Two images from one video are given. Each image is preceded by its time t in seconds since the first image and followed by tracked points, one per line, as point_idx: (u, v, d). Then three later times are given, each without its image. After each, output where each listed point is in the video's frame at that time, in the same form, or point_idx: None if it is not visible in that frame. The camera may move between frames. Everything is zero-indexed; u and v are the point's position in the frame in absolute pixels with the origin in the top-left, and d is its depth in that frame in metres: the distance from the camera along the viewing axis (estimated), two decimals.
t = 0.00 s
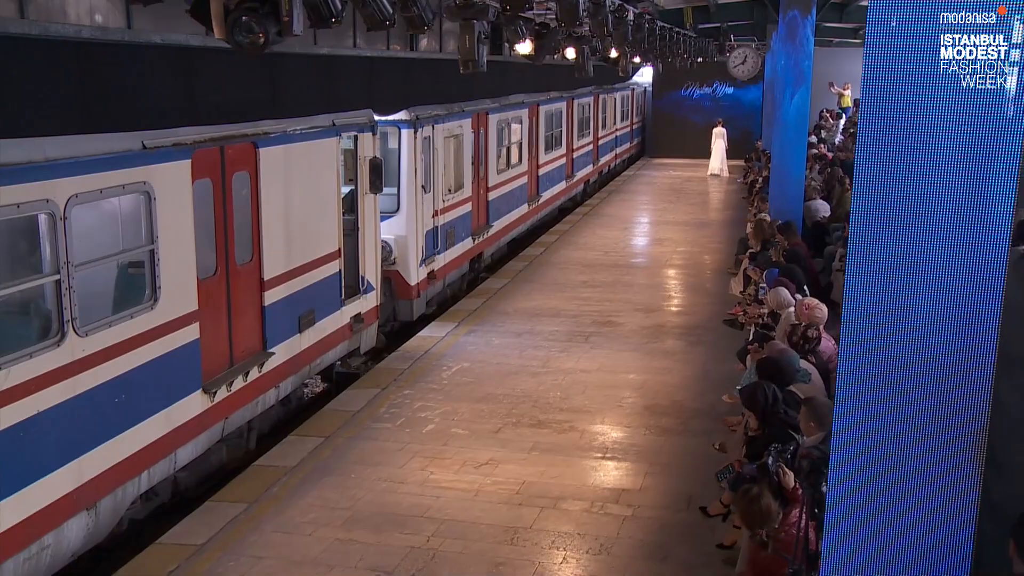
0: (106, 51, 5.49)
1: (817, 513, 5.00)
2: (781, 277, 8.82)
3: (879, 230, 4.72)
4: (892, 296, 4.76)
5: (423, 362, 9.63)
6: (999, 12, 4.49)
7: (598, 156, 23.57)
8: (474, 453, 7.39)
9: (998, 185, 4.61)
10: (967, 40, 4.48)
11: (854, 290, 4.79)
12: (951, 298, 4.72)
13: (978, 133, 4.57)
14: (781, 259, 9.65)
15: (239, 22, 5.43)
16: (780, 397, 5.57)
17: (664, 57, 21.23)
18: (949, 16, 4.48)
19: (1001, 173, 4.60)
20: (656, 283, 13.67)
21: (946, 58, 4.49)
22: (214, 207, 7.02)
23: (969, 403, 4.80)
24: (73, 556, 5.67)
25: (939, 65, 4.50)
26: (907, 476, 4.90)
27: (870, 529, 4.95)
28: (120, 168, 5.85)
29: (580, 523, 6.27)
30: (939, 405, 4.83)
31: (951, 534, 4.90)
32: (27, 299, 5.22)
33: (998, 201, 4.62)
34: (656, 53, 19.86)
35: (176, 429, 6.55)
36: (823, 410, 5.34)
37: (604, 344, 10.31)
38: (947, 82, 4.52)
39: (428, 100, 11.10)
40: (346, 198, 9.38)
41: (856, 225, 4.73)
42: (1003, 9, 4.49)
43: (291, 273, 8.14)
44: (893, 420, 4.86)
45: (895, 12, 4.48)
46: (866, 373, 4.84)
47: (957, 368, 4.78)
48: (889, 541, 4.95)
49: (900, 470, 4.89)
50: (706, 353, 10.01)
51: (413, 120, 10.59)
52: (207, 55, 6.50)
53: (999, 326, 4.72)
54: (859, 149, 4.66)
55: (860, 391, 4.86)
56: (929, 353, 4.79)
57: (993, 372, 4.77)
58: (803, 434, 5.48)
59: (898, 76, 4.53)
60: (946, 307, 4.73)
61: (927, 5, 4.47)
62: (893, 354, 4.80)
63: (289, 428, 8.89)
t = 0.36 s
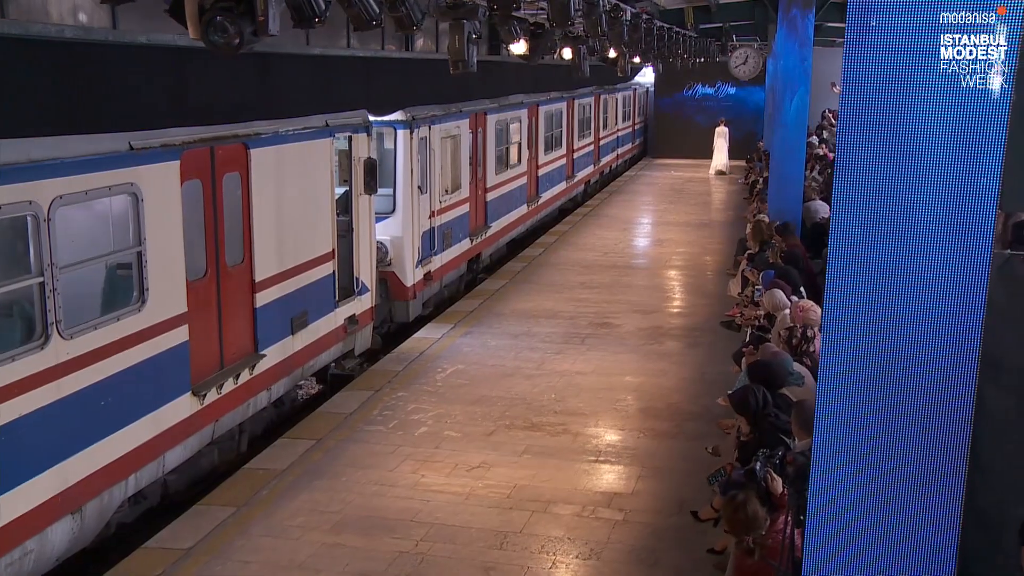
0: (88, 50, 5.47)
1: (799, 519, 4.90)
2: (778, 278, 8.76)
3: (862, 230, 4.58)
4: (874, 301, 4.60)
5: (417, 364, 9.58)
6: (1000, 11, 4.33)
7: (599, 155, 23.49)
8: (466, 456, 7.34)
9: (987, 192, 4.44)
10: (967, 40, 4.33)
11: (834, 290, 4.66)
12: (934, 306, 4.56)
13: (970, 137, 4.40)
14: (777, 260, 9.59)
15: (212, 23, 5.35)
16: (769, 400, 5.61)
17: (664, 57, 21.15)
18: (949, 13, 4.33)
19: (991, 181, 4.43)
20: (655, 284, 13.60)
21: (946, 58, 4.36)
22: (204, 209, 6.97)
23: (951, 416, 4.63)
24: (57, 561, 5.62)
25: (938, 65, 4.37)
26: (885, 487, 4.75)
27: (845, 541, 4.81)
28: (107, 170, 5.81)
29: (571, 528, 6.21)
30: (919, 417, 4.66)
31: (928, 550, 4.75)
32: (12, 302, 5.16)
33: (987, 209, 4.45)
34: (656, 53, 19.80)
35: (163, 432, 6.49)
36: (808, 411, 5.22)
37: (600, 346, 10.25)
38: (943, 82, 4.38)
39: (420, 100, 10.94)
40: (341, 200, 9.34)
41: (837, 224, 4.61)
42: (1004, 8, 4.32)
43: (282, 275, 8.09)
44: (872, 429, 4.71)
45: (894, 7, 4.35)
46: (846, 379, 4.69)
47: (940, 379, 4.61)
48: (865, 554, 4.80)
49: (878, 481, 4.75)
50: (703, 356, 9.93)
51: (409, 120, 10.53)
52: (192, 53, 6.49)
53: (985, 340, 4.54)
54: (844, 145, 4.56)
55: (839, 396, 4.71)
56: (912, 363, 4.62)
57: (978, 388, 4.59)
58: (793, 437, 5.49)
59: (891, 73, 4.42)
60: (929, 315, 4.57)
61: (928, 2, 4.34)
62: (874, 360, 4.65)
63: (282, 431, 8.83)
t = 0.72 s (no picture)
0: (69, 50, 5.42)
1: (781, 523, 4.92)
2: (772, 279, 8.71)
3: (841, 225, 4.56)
4: (850, 298, 4.58)
5: (411, 366, 9.53)
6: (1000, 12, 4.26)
7: (598, 156, 23.43)
8: (457, 459, 7.29)
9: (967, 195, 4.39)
10: (967, 41, 4.26)
11: (811, 285, 4.61)
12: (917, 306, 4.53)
13: (954, 141, 4.35)
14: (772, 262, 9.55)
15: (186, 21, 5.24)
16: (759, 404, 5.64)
17: (663, 57, 21.10)
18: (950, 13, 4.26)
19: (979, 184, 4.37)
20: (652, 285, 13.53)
21: (945, 58, 4.28)
22: (193, 210, 6.93)
23: (926, 419, 4.61)
24: (40, 566, 5.58)
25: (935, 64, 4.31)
26: (858, 487, 4.73)
27: (816, 540, 4.79)
28: (92, 171, 5.76)
29: (560, 532, 6.15)
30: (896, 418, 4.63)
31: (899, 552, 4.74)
32: None
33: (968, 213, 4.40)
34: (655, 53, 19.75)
35: (150, 434, 6.45)
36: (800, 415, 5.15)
37: (594, 348, 10.19)
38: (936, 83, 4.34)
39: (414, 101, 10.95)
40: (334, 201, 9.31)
41: (816, 219, 4.57)
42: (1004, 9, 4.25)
43: (273, 276, 8.05)
44: (846, 426, 4.68)
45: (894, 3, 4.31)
46: (821, 373, 4.66)
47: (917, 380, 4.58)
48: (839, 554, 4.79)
49: (850, 481, 4.72)
50: (698, 358, 9.87)
51: (403, 120, 10.50)
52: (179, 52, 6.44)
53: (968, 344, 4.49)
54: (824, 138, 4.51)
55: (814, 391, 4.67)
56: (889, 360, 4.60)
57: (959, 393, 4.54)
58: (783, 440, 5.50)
59: (881, 71, 4.37)
60: (908, 316, 4.54)
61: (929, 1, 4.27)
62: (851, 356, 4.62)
63: (274, 433, 8.79)
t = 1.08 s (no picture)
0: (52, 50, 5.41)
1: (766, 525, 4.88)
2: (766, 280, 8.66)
3: (818, 215, 4.51)
4: (828, 293, 4.54)
5: (404, 367, 9.49)
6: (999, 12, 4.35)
7: (597, 156, 23.39)
8: (447, 462, 7.25)
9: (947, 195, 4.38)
10: (967, 41, 4.25)
11: (790, 275, 4.55)
12: (901, 302, 4.51)
13: (943, 138, 4.34)
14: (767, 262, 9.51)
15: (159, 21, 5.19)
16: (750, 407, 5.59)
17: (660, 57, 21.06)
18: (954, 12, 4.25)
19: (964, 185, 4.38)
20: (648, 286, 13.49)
21: (946, 57, 4.27)
22: (182, 211, 6.89)
23: (906, 415, 4.59)
24: (24, 569, 5.54)
25: (935, 63, 4.29)
26: (835, 479, 4.69)
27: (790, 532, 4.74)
28: (77, 172, 5.72)
29: (550, 535, 6.11)
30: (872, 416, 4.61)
31: (873, 557, 4.71)
32: None
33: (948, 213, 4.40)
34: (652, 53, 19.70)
35: (138, 437, 6.42)
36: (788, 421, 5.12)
37: (589, 349, 10.15)
38: (931, 82, 4.32)
39: (409, 101, 10.93)
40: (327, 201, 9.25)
41: (798, 204, 4.51)
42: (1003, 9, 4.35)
43: (264, 278, 8.01)
44: (826, 418, 4.64)
45: None
46: (801, 367, 4.61)
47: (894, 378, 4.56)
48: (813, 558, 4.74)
49: (825, 473, 4.69)
50: (692, 359, 9.83)
51: (397, 121, 10.45)
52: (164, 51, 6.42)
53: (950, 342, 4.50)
54: (805, 126, 4.46)
55: (793, 378, 4.62)
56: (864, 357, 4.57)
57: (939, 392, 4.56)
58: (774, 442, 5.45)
59: (871, 63, 4.35)
60: (887, 309, 4.52)
61: None
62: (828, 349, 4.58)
63: (266, 435, 8.74)
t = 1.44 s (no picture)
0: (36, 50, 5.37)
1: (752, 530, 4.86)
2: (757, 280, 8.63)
3: (799, 215, 4.47)
4: (816, 283, 4.50)
5: (395, 368, 9.46)
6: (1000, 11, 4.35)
7: (593, 157, 23.37)
8: (436, 464, 7.22)
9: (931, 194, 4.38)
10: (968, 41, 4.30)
11: (776, 261, 4.50)
12: (886, 297, 4.48)
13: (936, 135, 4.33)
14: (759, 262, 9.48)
15: (135, 22, 5.13)
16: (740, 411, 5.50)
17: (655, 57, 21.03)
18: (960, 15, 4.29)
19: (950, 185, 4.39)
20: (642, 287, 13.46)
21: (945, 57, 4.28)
22: (170, 212, 6.86)
23: (888, 412, 4.57)
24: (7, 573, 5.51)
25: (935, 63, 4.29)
26: (813, 472, 4.66)
27: (768, 523, 4.71)
28: (62, 173, 5.69)
29: (538, 538, 6.08)
30: (855, 415, 4.58)
31: (846, 553, 4.68)
32: None
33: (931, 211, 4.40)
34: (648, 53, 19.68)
35: (125, 439, 6.38)
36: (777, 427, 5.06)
37: (581, 350, 10.12)
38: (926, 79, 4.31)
39: (401, 102, 10.92)
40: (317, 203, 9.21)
41: (788, 193, 4.45)
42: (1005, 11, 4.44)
43: (253, 278, 7.97)
44: (809, 409, 4.60)
45: None
46: (788, 355, 4.55)
47: (876, 378, 4.53)
48: (792, 553, 4.71)
49: (804, 465, 4.65)
50: (685, 360, 9.80)
51: (389, 121, 10.41)
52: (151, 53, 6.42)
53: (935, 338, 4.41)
54: (786, 124, 4.41)
55: (780, 367, 4.57)
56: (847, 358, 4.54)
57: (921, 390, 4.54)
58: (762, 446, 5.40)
59: (870, 54, 4.31)
60: (872, 303, 4.48)
61: None
62: (809, 350, 4.55)
63: (255, 436, 8.71)
